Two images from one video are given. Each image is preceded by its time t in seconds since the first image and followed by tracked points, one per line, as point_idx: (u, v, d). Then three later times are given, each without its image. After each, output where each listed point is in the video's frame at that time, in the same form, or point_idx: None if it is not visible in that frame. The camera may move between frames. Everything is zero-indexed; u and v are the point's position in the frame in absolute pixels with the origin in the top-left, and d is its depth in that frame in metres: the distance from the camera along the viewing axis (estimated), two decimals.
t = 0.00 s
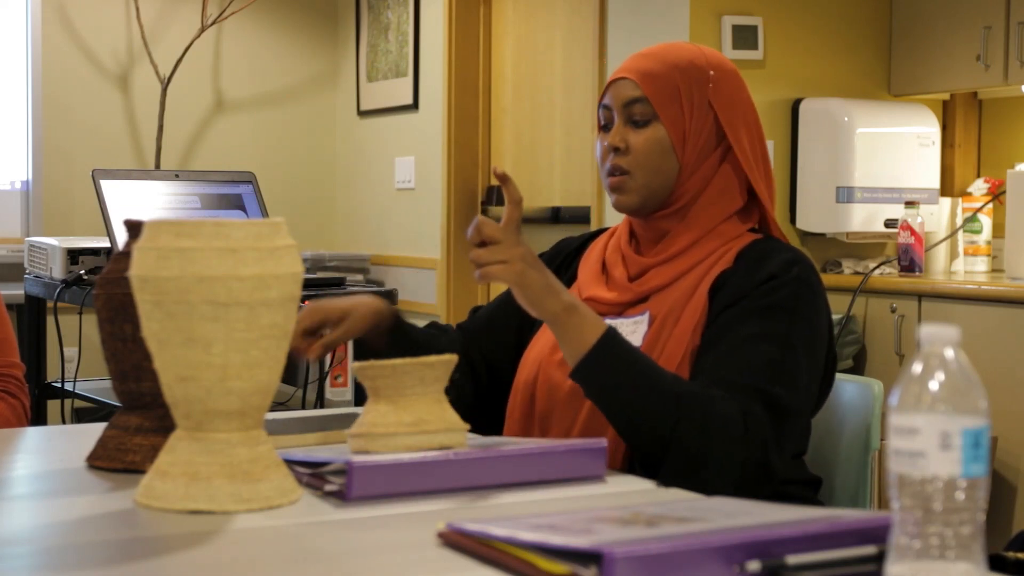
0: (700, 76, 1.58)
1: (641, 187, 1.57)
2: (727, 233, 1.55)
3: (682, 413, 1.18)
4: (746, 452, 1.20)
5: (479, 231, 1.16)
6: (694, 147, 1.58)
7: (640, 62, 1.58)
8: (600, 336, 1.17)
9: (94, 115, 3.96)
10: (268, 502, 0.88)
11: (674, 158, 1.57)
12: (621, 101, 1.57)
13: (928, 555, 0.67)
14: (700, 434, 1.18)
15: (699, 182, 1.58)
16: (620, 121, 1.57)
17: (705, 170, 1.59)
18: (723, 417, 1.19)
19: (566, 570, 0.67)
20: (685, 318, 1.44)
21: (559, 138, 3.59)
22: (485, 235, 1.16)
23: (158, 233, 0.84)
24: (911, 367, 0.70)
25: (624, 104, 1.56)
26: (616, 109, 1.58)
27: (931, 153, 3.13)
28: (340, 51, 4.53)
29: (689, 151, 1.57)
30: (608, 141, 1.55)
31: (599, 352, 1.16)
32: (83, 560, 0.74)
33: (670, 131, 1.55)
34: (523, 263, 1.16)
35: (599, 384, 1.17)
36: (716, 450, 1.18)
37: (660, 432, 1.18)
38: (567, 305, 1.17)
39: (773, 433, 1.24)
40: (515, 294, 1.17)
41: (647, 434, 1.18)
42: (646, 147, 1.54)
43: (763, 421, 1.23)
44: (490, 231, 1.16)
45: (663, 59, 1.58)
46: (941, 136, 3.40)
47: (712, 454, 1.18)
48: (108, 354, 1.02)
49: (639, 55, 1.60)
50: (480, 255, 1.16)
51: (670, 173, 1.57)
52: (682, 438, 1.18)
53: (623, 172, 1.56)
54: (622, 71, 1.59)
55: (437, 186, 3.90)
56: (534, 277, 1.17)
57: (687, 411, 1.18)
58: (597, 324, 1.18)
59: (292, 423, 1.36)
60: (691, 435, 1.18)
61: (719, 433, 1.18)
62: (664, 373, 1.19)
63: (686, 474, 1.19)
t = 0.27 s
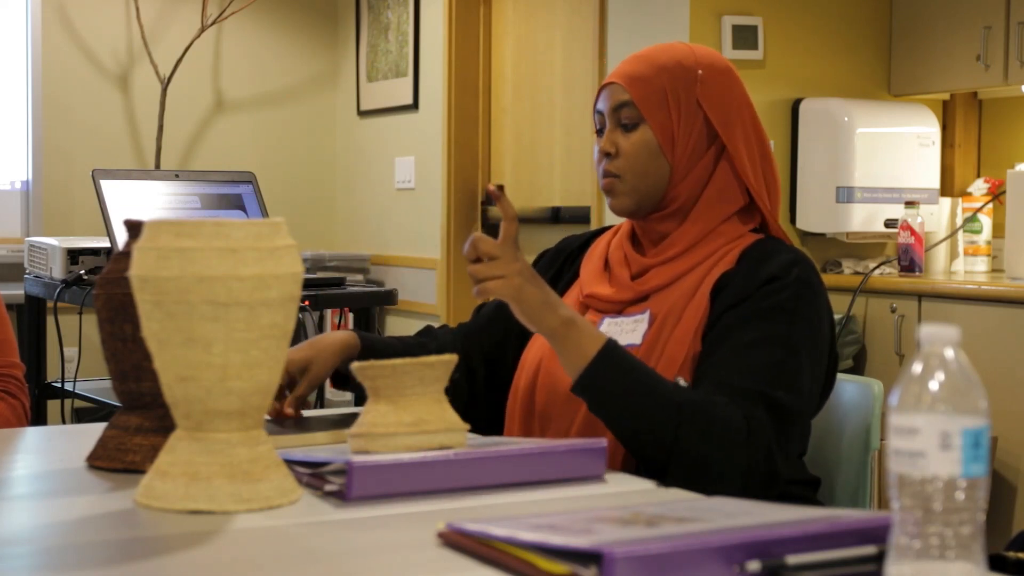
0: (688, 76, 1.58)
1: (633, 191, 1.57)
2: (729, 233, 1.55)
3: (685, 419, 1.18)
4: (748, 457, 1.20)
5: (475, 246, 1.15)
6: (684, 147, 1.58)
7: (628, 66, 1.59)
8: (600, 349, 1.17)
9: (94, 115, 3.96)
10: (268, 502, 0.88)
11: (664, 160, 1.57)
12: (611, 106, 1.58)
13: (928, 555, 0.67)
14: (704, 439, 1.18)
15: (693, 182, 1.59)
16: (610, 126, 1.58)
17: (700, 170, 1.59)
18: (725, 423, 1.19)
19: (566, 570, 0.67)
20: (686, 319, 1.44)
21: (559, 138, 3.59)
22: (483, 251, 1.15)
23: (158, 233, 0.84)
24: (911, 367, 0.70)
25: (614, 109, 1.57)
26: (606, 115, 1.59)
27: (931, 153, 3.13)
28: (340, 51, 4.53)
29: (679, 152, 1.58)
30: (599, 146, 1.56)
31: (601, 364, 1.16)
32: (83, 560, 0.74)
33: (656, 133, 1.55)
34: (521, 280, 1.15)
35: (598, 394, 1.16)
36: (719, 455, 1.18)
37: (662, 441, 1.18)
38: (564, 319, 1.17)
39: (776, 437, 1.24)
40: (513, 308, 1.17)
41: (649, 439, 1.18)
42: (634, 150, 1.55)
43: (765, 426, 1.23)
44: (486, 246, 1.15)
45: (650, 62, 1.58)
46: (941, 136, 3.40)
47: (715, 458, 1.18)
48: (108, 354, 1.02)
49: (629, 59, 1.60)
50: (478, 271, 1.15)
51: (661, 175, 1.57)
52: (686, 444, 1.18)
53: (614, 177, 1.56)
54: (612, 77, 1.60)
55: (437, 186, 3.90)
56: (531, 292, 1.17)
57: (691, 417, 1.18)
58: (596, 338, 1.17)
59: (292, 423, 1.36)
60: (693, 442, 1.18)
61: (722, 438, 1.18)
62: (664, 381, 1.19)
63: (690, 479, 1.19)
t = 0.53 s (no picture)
0: (689, 76, 1.58)
1: (633, 191, 1.58)
2: (729, 233, 1.55)
3: (681, 425, 1.19)
4: (750, 461, 1.20)
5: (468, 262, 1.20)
6: (684, 147, 1.58)
7: (630, 66, 1.59)
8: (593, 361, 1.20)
9: (94, 115, 3.96)
10: (268, 502, 0.89)
11: (664, 160, 1.57)
12: (611, 105, 1.59)
13: (928, 555, 0.67)
14: (702, 444, 1.18)
15: (693, 182, 1.58)
16: (610, 126, 1.59)
17: (700, 169, 1.59)
18: (724, 427, 1.19)
19: (566, 570, 0.67)
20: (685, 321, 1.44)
21: (559, 138, 3.59)
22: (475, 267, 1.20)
23: (158, 233, 0.84)
24: (911, 367, 0.70)
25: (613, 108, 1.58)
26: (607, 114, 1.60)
27: (931, 153, 3.13)
28: (340, 51, 4.53)
29: (678, 150, 1.58)
30: (600, 146, 1.58)
31: (595, 374, 1.19)
32: (83, 560, 0.74)
33: (656, 133, 1.56)
34: (512, 296, 1.20)
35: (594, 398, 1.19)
36: (719, 459, 1.18)
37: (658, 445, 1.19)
38: (557, 334, 1.21)
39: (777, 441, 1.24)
40: (506, 324, 1.21)
41: (649, 444, 1.19)
42: (634, 150, 1.56)
43: (766, 430, 1.23)
44: (480, 262, 1.20)
45: (650, 62, 1.59)
46: (941, 136, 3.40)
47: (715, 463, 1.18)
48: (108, 354, 1.02)
49: (631, 58, 1.61)
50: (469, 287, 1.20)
51: (661, 174, 1.58)
52: (682, 448, 1.18)
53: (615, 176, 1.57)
54: (613, 76, 1.61)
55: (437, 186, 3.91)
56: (523, 309, 1.20)
57: (686, 422, 1.19)
58: (590, 351, 1.21)
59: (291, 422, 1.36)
60: (688, 445, 1.18)
61: (720, 443, 1.18)
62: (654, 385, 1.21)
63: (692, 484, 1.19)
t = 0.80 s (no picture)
0: (713, 78, 1.58)
1: (646, 186, 1.57)
2: (731, 232, 1.55)
3: (644, 415, 1.22)
4: (712, 451, 1.23)
5: (443, 256, 1.21)
6: (701, 148, 1.58)
7: (654, 61, 1.58)
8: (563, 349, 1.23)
9: (94, 115, 3.96)
10: (268, 502, 0.88)
11: (681, 159, 1.57)
12: (632, 98, 1.56)
13: (928, 555, 0.67)
14: (664, 435, 1.22)
15: (705, 182, 1.58)
16: (630, 118, 1.57)
17: (713, 170, 1.58)
18: (685, 420, 1.23)
19: (566, 570, 0.67)
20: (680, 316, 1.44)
21: (559, 138, 3.59)
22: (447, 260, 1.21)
23: (158, 233, 0.84)
24: (912, 367, 0.70)
25: (635, 102, 1.56)
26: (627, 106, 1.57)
27: (931, 153, 3.13)
28: (340, 51, 4.53)
29: (696, 152, 1.58)
30: (617, 138, 1.56)
31: (562, 364, 1.22)
32: (84, 560, 0.74)
33: (678, 133, 1.55)
34: (483, 291, 1.21)
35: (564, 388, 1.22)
36: (680, 450, 1.22)
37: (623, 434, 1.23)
38: (525, 327, 1.23)
39: (745, 434, 1.27)
40: (473, 311, 1.23)
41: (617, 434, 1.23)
42: (654, 146, 1.55)
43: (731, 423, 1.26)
44: (458, 258, 1.21)
45: (675, 59, 1.58)
46: (941, 137, 3.40)
47: (675, 452, 1.22)
48: (108, 354, 1.02)
49: (655, 53, 1.59)
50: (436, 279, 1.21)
51: (676, 173, 1.57)
52: (642, 438, 1.22)
53: (631, 170, 1.56)
54: (636, 68, 1.58)
55: (438, 185, 3.91)
56: (494, 302, 1.22)
57: (649, 414, 1.22)
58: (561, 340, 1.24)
59: (291, 422, 1.36)
60: (650, 437, 1.22)
61: (682, 434, 1.22)
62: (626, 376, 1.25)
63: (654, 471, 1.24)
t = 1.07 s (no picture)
0: (722, 80, 1.58)
1: (651, 183, 1.56)
2: (732, 231, 1.55)
3: (664, 403, 1.21)
4: (729, 445, 1.24)
5: (509, 200, 1.25)
6: (708, 148, 1.58)
7: (664, 59, 1.58)
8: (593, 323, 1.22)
9: (93, 115, 3.96)
10: (268, 502, 0.88)
11: (687, 158, 1.57)
12: (642, 93, 1.56)
13: (928, 556, 0.67)
14: (679, 424, 1.21)
15: (709, 182, 1.58)
16: (639, 113, 1.57)
17: (719, 170, 1.58)
18: (703, 410, 1.22)
19: (566, 570, 0.67)
20: (682, 314, 1.44)
21: (559, 138, 3.59)
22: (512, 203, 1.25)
23: (158, 233, 0.84)
24: (911, 367, 0.70)
25: (646, 98, 1.56)
26: (636, 101, 1.57)
27: (931, 153, 3.13)
28: (340, 51, 4.53)
29: (702, 152, 1.58)
30: (623, 132, 1.55)
31: (591, 341, 1.21)
32: (83, 560, 0.74)
33: (686, 130, 1.55)
34: (533, 243, 1.24)
35: (588, 371, 1.22)
36: (694, 440, 1.22)
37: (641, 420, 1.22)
38: (560, 293, 1.24)
39: (755, 427, 1.27)
40: (517, 260, 1.26)
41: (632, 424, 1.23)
42: (661, 143, 1.54)
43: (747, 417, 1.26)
44: (523, 207, 1.24)
45: (685, 58, 1.58)
46: (941, 136, 3.40)
47: (692, 444, 1.22)
48: (108, 354, 1.02)
49: (665, 52, 1.59)
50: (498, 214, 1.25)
51: (681, 171, 1.57)
52: (660, 425, 1.22)
53: (635, 166, 1.56)
54: (646, 65, 1.59)
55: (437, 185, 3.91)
56: (538, 258, 1.25)
57: (671, 402, 1.21)
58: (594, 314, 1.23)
59: (291, 422, 1.36)
60: (669, 424, 1.21)
61: (700, 426, 1.22)
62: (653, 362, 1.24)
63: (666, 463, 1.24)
